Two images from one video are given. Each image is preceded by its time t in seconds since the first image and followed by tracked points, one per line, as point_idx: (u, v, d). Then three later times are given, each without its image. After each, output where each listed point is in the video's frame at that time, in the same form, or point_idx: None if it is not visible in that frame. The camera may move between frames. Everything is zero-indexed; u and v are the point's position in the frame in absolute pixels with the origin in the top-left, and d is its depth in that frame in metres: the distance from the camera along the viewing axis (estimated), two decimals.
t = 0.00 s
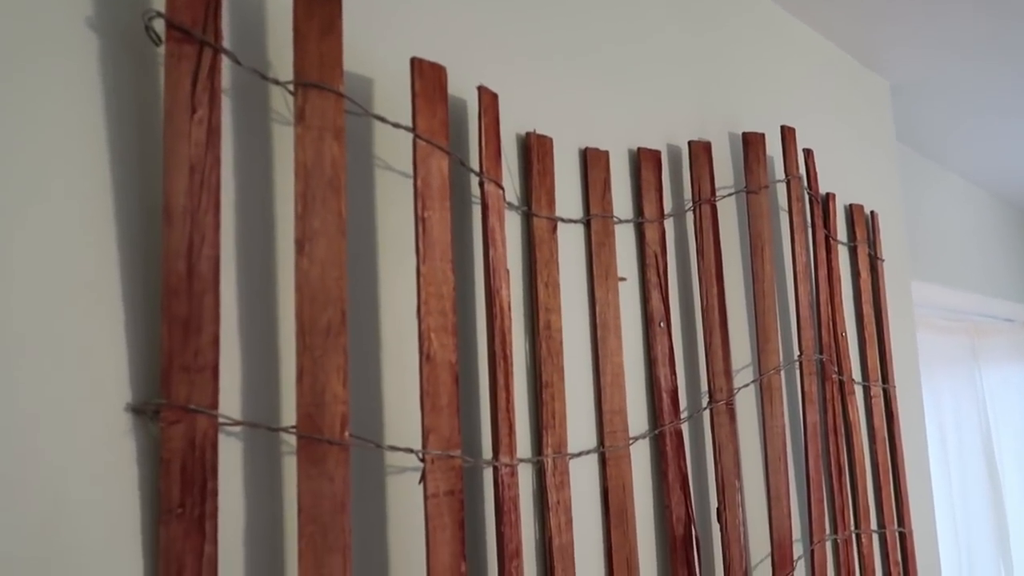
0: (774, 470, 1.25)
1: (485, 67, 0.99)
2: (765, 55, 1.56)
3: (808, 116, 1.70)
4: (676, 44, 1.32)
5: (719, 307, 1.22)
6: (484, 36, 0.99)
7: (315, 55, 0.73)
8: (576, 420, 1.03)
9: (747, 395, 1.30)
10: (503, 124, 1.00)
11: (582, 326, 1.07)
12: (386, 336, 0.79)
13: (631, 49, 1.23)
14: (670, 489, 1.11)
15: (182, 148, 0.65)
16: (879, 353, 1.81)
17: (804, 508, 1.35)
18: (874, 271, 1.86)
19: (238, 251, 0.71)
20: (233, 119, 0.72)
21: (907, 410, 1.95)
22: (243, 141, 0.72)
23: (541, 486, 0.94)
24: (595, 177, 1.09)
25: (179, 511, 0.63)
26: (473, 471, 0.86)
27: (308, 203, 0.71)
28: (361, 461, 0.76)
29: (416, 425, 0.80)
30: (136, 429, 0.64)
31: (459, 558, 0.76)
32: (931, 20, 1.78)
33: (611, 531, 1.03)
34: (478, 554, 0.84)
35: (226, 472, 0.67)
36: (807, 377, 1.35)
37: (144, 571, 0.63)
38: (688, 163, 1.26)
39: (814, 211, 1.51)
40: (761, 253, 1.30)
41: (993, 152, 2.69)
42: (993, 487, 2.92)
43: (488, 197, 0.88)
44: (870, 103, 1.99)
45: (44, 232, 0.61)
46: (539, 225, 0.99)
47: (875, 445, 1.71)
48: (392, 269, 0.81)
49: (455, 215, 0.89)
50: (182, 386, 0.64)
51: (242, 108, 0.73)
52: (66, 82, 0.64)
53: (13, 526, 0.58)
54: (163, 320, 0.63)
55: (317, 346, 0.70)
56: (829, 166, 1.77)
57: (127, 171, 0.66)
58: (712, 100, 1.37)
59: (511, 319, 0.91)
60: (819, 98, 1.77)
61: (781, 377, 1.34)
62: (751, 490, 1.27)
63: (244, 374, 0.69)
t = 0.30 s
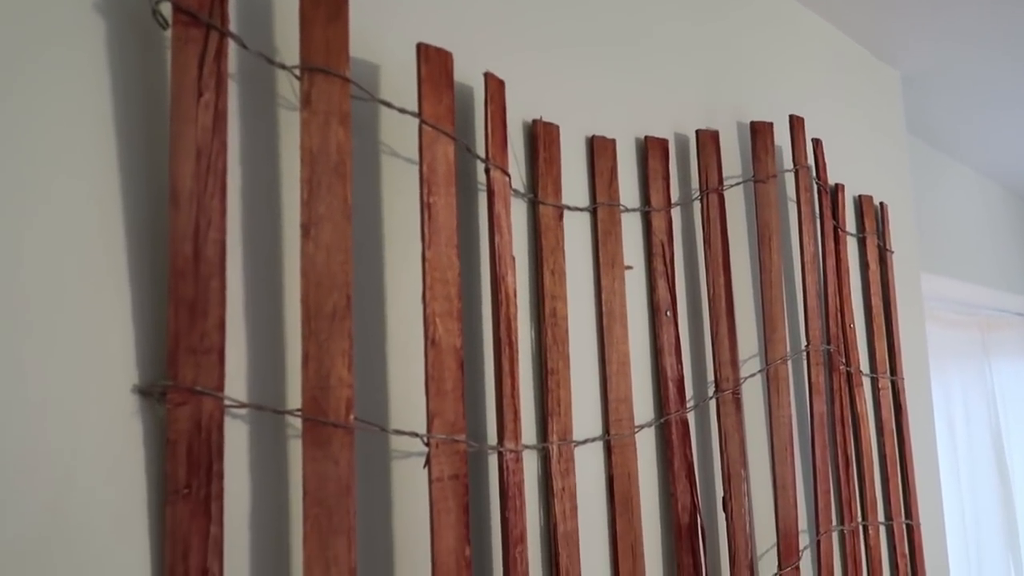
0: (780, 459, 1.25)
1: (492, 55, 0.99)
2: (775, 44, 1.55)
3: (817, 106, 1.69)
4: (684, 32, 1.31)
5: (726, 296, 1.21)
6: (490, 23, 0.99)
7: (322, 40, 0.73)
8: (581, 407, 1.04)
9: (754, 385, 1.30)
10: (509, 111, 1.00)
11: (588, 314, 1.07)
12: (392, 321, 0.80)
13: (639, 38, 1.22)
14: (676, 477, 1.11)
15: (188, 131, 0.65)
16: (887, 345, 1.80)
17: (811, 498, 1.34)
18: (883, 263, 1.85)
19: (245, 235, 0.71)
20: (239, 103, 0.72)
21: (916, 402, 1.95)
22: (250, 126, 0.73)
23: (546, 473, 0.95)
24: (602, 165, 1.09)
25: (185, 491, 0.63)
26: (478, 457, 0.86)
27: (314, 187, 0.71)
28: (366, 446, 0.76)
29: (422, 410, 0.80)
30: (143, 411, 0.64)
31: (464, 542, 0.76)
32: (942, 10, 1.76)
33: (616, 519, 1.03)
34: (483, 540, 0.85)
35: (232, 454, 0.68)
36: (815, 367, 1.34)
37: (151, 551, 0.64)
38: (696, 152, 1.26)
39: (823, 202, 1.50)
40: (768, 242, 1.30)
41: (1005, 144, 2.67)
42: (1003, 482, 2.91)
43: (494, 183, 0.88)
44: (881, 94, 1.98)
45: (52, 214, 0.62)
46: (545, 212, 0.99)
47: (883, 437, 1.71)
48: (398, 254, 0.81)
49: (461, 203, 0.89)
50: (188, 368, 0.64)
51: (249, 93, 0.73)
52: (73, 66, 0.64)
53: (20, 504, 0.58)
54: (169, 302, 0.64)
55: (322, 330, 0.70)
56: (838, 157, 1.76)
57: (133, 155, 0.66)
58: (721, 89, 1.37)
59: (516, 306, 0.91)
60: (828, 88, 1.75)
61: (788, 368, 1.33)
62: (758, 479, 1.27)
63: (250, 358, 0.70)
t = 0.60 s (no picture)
0: (780, 449, 1.25)
1: (493, 41, 0.99)
2: (778, 34, 1.54)
3: (819, 98, 1.68)
4: (687, 22, 1.31)
5: (727, 286, 1.21)
6: (491, 9, 0.99)
7: (323, 24, 0.73)
8: (581, 395, 1.04)
9: (754, 376, 1.30)
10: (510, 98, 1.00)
11: (588, 302, 1.07)
12: (392, 306, 0.80)
13: (641, 26, 1.22)
14: (675, 466, 1.11)
15: (189, 113, 0.65)
16: (889, 337, 1.80)
17: (810, 489, 1.35)
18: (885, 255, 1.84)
19: (245, 218, 0.71)
20: (240, 87, 0.72)
21: (917, 395, 1.95)
22: (251, 110, 0.73)
23: (545, 460, 0.95)
24: (603, 154, 1.09)
25: (185, 472, 0.64)
26: (477, 443, 0.86)
27: (314, 171, 0.71)
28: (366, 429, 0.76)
29: (421, 394, 0.81)
30: (143, 391, 0.65)
31: (462, 526, 0.76)
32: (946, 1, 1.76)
33: (614, 507, 1.03)
34: (482, 525, 0.85)
35: (232, 436, 0.68)
36: (815, 358, 1.34)
37: (150, 532, 0.64)
38: (697, 142, 1.26)
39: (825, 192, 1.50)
40: (770, 232, 1.29)
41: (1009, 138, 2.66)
42: (1004, 476, 2.90)
43: (494, 170, 0.88)
44: (885, 86, 1.97)
45: (52, 196, 0.62)
46: (546, 199, 0.99)
47: (883, 429, 1.71)
48: (398, 240, 0.81)
49: (461, 190, 0.90)
50: (188, 349, 0.64)
51: (250, 76, 0.73)
52: (74, 47, 0.64)
53: (20, 482, 0.59)
54: (169, 283, 0.64)
55: (322, 313, 0.70)
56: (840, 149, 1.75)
57: (134, 137, 0.66)
58: (723, 79, 1.37)
59: (517, 294, 0.91)
60: (831, 79, 1.75)
61: (789, 358, 1.34)
62: (757, 469, 1.27)
63: (251, 340, 0.70)
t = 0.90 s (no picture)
0: (779, 438, 1.25)
1: (495, 25, 0.98)
2: (781, 24, 1.54)
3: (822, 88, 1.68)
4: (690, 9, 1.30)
5: (727, 274, 1.21)
6: None
7: (324, 4, 0.73)
8: (581, 380, 1.04)
9: (754, 365, 1.30)
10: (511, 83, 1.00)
11: (589, 288, 1.07)
12: (392, 287, 0.80)
13: (644, 13, 1.21)
14: (674, 453, 1.11)
15: (189, 91, 0.65)
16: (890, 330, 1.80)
17: (809, 478, 1.35)
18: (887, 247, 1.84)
19: (245, 197, 0.71)
20: (241, 67, 0.72)
21: (918, 388, 1.95)
22: (251, 89, 0.73)
23: (544, 445, 0.95)
24: (604, 140, 1.09)
25: (184, 448, 0.64)
26: (477, 426, 0.86)
27: (314, 151, 0.71)
28: (365, 409, 0.76)
29: (420, 376, 0.81)
30: (143, 368, 0.65)
31: (461, 506, 0.77)
32: None
33: (613, 493, 1.03)
34: (481, 508, 0.85)
35: (231, 413, 0.68)
36: (816, 347, 1.34)
37: (149, 508, 0.64)
38: (699, 129, 1.26)
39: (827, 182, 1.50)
40: (771, 221, 1.29)
41: (1013, 132, 2.65)
42: (1005, 471, 2.90)
43: (495, 154, 0.88)
44: (888, 78, 1.97)
45: (53, 172, 0.62)
46: (547, 184, 0.99)
47: (883, 421, 1.71)
48: (398, 222, 0.81)
49: (462, 173, 0.89)
50: (187, 325, 0.64)
51: (251, 55, 0.73)
52: (75, 24, 0.64)
53: (21, 456, 0.59)
54: (169, 260, 0.64)
55: (321, 292, 0.70)
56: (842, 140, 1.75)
57: (135, 114, 0.66)
58: (726, 67, 1.36)
59: (517, 277, 0.91)
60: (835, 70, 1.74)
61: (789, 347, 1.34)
62: (757, 457, 1.27)
63: (250, 319, 0.70)
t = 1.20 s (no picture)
0: (779, 420, 1.25)
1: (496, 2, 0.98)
2: (784, 8, 1.53)
3: (825, 74, 1.68)
4: None
5: (729, 255, 1.21)
6: None
7: None
8: (581, 359, 1.04)
9: (755, 347, 1.30)
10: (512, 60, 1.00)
11: (590, 267, 1.07)
12: (392, 260, 0.80)
13: None
14: (675, 433, 1.11)
15: (189, 58, 0.65)
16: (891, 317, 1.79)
17: (810, 462, 1.35)
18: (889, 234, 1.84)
19: (244, 166, 0.71)
20: (241, 36, 0.72)
21: (919, 376, 1.94)
22: (251, 59, 0.72)
23: (544, 422, 0.95)
24: (605, 119, 1.09)
25: (183, 416, 0.64)
26: (477, 401, 0.86)
27: (314, 120, 0.71)
28: (365, 381, 0.76)
29: (420, 349, 0.81)
30: (142, 335, 0.65)
31: (461, 479, 0.77)
32: None
33: (613, 472, 1.03)
34: (481, 483, 0.85)
35: (231, 383, 0.68)
36: (817, 331, 1.34)
37: (148, 476, 0.64)
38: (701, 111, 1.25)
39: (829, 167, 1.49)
40: (773, 203, 1.29)
41: (1016, 123, 2.64)
42: (1005, 464, 2.90)
43: (496, 129, 0.88)
44: (892, 65, 1.96)
45: (52, 137, 0.62)
46: (548, 161, 0.99)
47: (884, 408, 1.71)
48: (399, 196, 0.81)
49: (463, 147, 0.89)
50: (187, 292, 0.64)
51: (251, 25, 0.73)
52: None
53: (20, 420, 0.59)
54: (169, 227, 0.64)
55: (321, 262, 0.70)
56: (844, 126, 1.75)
57: (134, 81, 0.66)
58: (728, 50, 1.36)
59: (518, 254, 0.91)
60: (837, 56, 1.74)
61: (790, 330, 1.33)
62: (757, 439, 1.27)
63: (250, 288, 0.70)
